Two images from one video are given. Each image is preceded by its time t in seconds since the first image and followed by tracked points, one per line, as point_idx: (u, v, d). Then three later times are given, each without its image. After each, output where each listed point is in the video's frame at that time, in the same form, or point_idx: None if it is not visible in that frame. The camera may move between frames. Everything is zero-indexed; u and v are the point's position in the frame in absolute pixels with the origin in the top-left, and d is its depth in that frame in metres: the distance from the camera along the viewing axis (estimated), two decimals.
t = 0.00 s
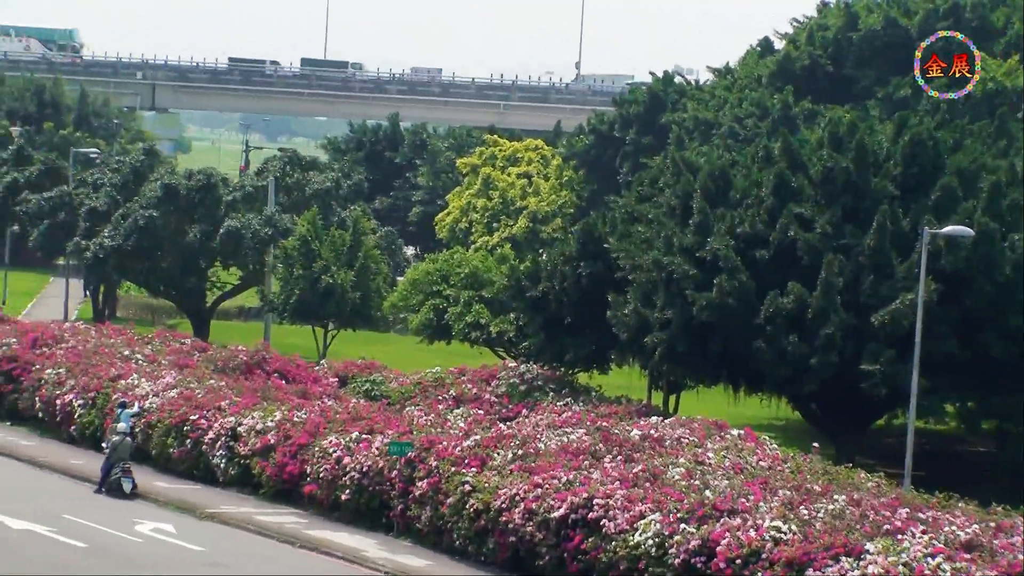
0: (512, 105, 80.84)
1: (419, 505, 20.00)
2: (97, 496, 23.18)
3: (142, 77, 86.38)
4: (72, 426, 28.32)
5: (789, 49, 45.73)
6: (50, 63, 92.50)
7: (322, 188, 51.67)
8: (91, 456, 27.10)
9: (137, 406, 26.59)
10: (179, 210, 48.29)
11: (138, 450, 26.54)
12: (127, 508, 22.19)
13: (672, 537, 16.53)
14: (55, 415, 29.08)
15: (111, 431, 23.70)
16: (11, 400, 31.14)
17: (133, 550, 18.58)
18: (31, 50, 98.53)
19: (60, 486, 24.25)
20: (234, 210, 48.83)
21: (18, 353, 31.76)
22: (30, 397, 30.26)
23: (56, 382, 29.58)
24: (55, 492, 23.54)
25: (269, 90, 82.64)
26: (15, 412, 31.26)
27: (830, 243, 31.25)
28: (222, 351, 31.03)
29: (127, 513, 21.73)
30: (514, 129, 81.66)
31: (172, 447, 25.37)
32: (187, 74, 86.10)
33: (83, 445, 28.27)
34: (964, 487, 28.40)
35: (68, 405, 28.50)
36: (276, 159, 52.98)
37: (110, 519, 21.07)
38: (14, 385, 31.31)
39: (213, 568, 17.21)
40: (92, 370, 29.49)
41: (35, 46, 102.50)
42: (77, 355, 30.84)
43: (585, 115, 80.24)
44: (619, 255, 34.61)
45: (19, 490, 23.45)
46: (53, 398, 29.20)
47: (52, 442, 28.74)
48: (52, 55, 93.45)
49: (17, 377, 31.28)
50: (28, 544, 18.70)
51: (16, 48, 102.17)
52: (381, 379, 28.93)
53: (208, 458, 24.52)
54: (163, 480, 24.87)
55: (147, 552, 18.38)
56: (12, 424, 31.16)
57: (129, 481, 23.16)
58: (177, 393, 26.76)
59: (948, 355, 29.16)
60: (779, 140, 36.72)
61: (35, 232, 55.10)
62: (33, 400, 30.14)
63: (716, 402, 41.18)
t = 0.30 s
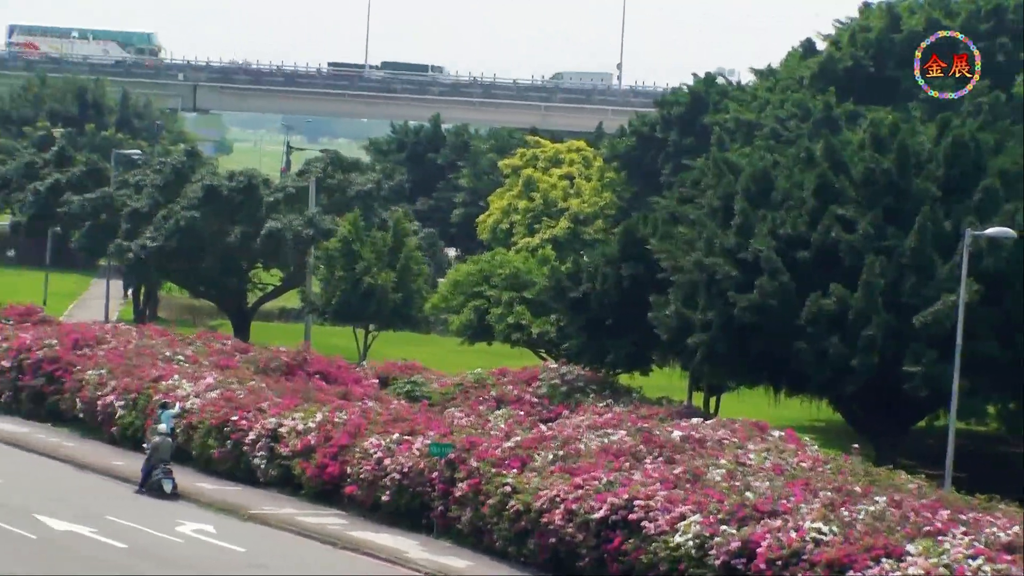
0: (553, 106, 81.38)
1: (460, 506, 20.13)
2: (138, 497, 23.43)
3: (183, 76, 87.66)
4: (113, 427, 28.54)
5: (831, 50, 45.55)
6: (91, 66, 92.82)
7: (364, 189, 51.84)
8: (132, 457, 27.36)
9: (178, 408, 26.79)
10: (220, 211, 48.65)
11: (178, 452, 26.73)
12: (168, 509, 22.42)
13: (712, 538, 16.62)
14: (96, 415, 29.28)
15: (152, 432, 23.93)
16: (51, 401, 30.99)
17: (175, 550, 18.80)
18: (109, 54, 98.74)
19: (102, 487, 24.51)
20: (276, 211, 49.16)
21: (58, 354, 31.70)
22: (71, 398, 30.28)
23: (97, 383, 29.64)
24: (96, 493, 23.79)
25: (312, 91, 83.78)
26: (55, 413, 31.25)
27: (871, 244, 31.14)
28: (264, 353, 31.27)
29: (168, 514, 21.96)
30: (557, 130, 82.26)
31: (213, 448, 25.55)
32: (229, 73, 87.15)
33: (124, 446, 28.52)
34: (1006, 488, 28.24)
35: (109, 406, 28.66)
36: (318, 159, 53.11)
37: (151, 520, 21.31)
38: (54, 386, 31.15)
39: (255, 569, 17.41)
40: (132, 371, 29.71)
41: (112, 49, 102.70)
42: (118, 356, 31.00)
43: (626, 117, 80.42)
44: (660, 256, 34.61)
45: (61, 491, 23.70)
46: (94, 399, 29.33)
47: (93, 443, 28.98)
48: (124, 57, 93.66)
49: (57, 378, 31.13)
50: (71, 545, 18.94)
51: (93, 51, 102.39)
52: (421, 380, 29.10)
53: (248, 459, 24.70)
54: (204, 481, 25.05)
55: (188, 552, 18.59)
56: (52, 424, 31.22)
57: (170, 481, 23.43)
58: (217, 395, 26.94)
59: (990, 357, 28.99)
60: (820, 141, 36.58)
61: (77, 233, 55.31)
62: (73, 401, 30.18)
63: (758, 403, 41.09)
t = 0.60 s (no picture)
0: (578, 110, 81.90)
1: (485, 510, 20.26)
2: (163, 501, 23.57)
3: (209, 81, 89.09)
4: (138, 431, 28.73)
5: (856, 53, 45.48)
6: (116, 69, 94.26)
7: (389, 193, 52.00)
8: (157, 461, 27.55)
9: (203, 412, 26.92)
10: (245, 216, 48.91)
11: (203, 456, 26.85)
12: (195, 513, 22.60)
13: (738, 542, 16.86)
14: (120, 419, 29.46)
15: (177, 436, 24.06)
16: (75, 404, 31.19)
17: (200, 554, 18.98)
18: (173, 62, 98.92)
19: (127, 491, 24.65)
20: (301, 215, 49.38)
21: (84, 358, 31.85)
22: (96, 402, 30.47)
23: (122, 387, 29.83)
24: (120, 497, 23.92)
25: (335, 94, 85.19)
26: (80, 418, 31.40)
27: (896, 248, 31.04)
28: (288, 356, 31.41)
29: (194, 518, 22.13)
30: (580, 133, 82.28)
31: (238, 452, 25.67)
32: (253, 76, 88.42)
33: (149, 450, 28.72)
34: None
35: (133, 411, 28.89)
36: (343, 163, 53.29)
37: (175, 524, 21.45)
38: (79, 390, 31.35)
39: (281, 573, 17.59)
40: (157, 375, 29.87)
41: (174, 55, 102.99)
42: (142, 361, 31.14)
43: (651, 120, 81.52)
44: (685, 260, 34.58)
45: (86, 495, 23.83)
46: (119, 402, 29.52)
47: (118, 447, 29.15)
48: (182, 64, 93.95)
49: (82, 382, 31.29)
50: (95, 550, 19.07)
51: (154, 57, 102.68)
52: (446, 384, 29.20)
53: (273, 463, 24.82)
54: (229, 485, 25.18)
55: (213, 557, 18.78)
56: (77, 428, 31.37)
57: (194, 486, 23.56)
58: (242, 399, 27.03)
59: (1016, 361, 28.87)
60: (845, 145, 36.51)
61: (101, 237, 55.44)
62: (98, 405, 30.36)
63: (783, 407, 41.03)
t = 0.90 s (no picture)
0: (607, 114, 82.07)
1: (515, 514, 20.38)
2: (193, 506, 23.73)
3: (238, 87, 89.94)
4: (168, 437, 28.97)
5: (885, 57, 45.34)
6: (146, 75, 95.28)
7: (418, 198, 52.12)
8: (188, 467, 27.75)
9: (233, 417, 27.00)
10: (275, 221, 49.20)
11: (233, 460, 27.03)
12: (226, 519, 22.78)
13: (768, 546, 17.01)
14: (151, 425, 29.68)
15: (207, 441, 24.21)
16: (105, 411, 31.45)
17: (230, 559, 19.18)
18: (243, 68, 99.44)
19: (157, 497, 24.85)
20: (330, 220, 49.61)
21: (114, 364, 32.03)
22: (127, 408, 30.70)
23: (152, 393, 30.04)
24: (150, 502, 24.13)
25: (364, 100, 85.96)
26: (111, 423, 31.63)
27: (926, 251, 30.94)
28: (318, 361, 31.56)
29: (225, 523, 22.31)
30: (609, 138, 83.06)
31: (267, 458, 25.78)
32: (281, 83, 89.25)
33: (179, 456, 28.98)
34: None
35: (163, 416, 29.12)
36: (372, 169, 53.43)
37: (206, 530, 21.62)
38: (109, 396, 31.60)
39: None
40: (187, 381, 30.08)
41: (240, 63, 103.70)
42: (172, 366, 31.35)
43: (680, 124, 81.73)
44: (714, 264, 34.56)
45: (116, 500, 24.08)
46: (149, 408, 29.77)
47: (148, 453, 29.37)
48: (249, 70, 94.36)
49: (112, 388, 31.53)
50: (127, 555, 19.24)
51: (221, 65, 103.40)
52: (476, 389, 29.29)
53: (304, 468, 24.95)
54: (259, 491, 25.32)
55: (242, 561, 18.97)
56: (108, 434, 31.60)
57: (224, 491, 23.70)
58: (272, 404, 27.15)
59: None
60: (874, 148, 36.41)
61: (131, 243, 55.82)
62: (128, 410, 30.62)
63: (813, 411, 40.93)
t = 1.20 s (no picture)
0: (630, 118, 82.38)
1: (538, 519, 20.54)
2: (216, 510, 23.87)
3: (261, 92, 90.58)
4: (191, 441, 29.15)
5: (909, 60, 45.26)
6: (169, 78, 95.87)
7: (441, 202, 52.21)
8: (210, 472, 27.92)
9: (256, 421, 27.07)
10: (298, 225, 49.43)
11: (255, 465, 27.06)
12: (249, 523, 22.94)
13: (791, 551, 17.32)
14: (173, 429, 29.86)
15: (230, 446, 24.34)
16: (128, 415, 31.63)
17: (254, 563, 19.36)
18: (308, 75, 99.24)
19: (181, 501, 25.05)
20: (353, 224, 49.76)
21: (136, 368, 32.21)
22: (149, 412, 30.90)
23: (175, 397, 30.23)
24: (176, 506, 24.34)
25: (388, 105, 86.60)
26: (134, 428, 31.80)
27: (949, 256, 30.86)
28: (342, 366, 31.67)
29: (250, 528, 22.47)
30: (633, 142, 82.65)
31: (290, 462, 25.89)
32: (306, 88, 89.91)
33: (201, 460, 29.13)
34: None
35: (186, 421, 29.29)
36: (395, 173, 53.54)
37: (229, 534, 21.79)
38: (131, 400, 31.79)
39: None
40: (210, 385, 30.25)
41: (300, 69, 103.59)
42: (194, 370, 31.52)
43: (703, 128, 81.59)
44: (738, 268, 34.59)
45: (140, 504, 24.32)
46: (172, 413, 29.95)
47: (171, 457, 29.54)
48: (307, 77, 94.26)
49: (134, 393, 31.70)
50: (151, 560, 19.41)
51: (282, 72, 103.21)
52: (498, 393, 29.40)
53: (327, 473, 25.07)
54: (282, 495, 25.45)
55: (266, 566, 19.16)
56: (131, 438, 31.77)
57: (247, 496, 23.86)
58: (295, 409, 27.26)
59: None
60: (897, 153, 36.37)
61: (154, 246, 56.08)
62: (151, 415, 30.80)
63: (836, 416, 40.87)
